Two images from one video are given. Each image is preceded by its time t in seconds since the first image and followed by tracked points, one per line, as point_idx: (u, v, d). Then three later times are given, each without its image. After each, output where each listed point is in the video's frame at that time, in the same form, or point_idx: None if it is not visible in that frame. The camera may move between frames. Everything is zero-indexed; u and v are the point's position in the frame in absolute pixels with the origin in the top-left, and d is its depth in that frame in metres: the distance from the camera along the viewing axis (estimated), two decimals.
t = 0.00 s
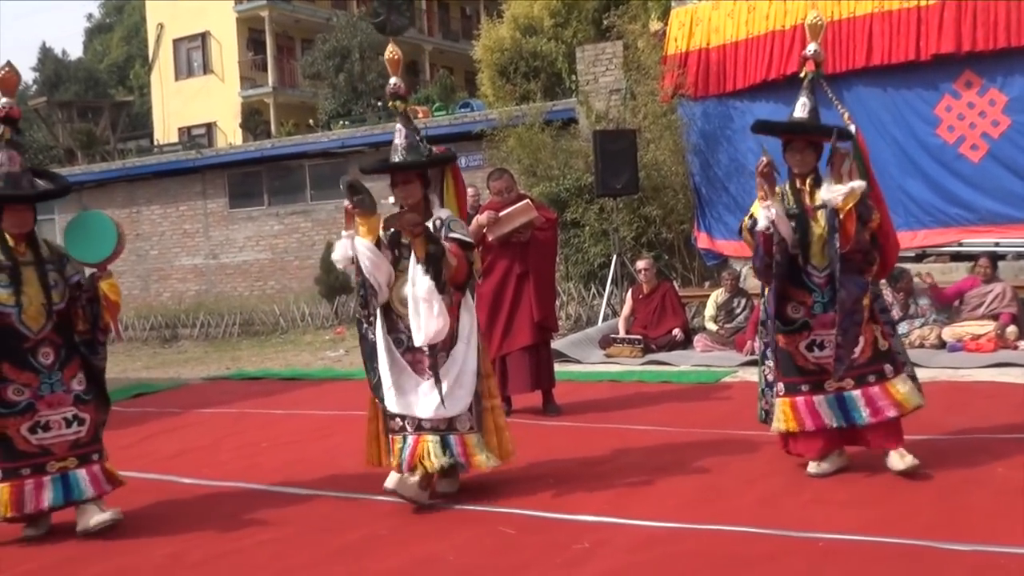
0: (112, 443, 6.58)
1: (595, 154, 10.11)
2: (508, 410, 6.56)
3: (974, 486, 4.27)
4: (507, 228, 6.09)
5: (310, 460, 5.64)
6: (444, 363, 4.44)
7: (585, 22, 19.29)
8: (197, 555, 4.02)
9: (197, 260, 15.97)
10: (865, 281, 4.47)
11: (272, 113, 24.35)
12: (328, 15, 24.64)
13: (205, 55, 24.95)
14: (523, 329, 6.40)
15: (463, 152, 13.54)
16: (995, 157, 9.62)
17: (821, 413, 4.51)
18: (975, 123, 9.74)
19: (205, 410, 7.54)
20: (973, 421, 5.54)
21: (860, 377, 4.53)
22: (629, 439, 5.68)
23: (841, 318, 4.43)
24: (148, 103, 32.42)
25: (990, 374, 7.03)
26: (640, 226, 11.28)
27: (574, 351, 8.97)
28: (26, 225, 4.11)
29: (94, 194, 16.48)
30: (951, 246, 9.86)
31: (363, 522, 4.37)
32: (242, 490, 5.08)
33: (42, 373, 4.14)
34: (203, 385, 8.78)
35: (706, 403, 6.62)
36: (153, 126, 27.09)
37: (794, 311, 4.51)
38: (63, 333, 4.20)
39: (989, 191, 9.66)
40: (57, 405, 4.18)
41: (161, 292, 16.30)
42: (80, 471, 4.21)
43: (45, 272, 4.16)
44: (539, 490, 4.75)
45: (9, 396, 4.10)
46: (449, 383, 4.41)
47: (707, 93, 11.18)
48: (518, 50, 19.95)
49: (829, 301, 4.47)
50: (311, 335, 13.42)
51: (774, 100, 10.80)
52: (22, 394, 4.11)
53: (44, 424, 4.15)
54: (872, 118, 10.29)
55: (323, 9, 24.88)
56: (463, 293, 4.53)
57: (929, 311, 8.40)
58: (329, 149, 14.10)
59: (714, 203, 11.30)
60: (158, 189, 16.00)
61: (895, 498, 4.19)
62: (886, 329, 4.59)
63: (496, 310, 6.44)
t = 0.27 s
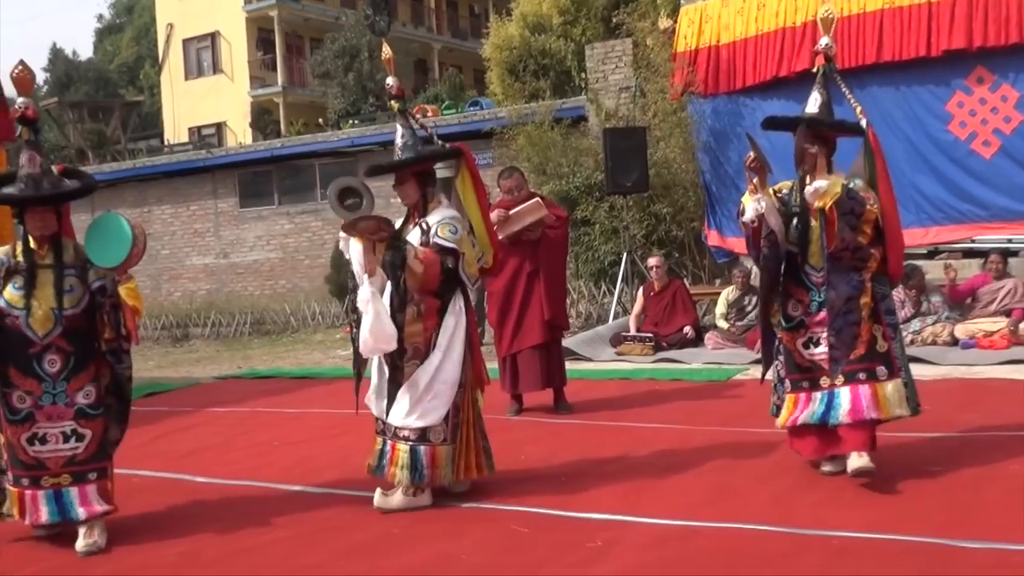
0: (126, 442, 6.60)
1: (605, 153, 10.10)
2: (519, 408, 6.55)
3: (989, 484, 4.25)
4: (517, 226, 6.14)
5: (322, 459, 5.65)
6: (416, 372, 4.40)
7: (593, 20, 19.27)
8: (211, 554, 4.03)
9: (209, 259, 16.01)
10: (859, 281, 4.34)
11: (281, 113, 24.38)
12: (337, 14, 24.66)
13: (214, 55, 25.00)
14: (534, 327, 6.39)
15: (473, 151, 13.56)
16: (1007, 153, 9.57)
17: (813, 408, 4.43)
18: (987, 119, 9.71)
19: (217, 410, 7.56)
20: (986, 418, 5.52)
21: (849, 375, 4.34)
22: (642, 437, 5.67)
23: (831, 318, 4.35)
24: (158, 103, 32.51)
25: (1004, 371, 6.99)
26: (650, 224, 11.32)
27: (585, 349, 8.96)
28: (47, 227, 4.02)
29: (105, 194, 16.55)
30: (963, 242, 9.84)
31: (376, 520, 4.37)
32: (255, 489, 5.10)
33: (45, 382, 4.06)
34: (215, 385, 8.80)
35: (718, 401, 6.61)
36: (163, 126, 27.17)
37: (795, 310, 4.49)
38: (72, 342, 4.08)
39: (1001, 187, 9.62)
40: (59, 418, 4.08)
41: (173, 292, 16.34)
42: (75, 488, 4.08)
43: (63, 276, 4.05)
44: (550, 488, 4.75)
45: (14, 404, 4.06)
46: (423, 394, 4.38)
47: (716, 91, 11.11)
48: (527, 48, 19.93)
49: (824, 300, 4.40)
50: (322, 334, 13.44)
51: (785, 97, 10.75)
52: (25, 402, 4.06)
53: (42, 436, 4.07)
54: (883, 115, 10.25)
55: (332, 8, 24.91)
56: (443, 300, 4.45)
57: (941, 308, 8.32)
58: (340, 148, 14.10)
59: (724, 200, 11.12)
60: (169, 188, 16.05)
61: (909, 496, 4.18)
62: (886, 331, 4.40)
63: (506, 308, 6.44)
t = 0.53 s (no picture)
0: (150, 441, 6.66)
1: (624, 152, 10.07)
2: (541, 408, 6.55)
3: (1016, 484, 4.21)
4: (538, 225, 6.10)
5: (344, 459, 5.67)
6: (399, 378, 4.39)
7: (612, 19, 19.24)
8: (235, 555, 4.04)
9: (230, 259, 16.09)
10: (851, 294, 4.29)
11: (300, 114, 24.46)
12: (355, 15, 24.72)
13: (234, 57, 25.12)
14: (555, 327, 6.38)
15: (492, 151, 13.57)
16: None
17: (807, 415, 4.39)
18: (1010, 115, 9.60)
19: (240, 409, 7.60)
20: (1013, 418, 5.47)
21: (842, 387, 4.31)
22: (663, 437, 5.66)
23: (820, 332, 4.35)
24: (179, 105, 32.71)
25: None
26: (670, 223, 11.27)
27: (605, 349, 8.95)
28: (74, 221, 4.02)
29: (127, 195, 16.68)
30: (986, 241, 9.76)
31: (398, 520, 4.39)
32: (278, 489, 5.12)
33: (61, 381, 3.99)
34: (237, 385, 8.85)
35: (740, 400, 6.58)
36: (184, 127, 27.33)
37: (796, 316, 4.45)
38: (92, 341, 4.01)
39: None
40: (72, 419, 3.99)
41: (194, 292, 16.43)
42: (84, 491, 3.98)
43: (87, 272, 4.03)
44: (572, 488, 4.74)
45: (33, 400, 4.03)
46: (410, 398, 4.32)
47: (736, 89, 11.10)
48: (545, 47, 19.92)
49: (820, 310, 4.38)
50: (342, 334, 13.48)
51: (806, 94, 10.69)
52: (43, 399, 4.01)
53: (55, 436, 4.00)
54: (905, 113, 10.18)
55: (351, 9, 24.98)
56: (423, 300, 4.36)
57: (965, 307, 8.26)
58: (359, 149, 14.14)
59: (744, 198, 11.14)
60: (190, 190, 16.15)
61: (935, 497, 4.14)
62: (886, 342, 4.40)
63: (527, 308, 6.44)
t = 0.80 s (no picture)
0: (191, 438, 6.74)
1: (659, 149, 10.03)
2: (577, 406, 6.54)
3: None
4: (572, 223, 6.12)
5: (382, 456, 5.70)
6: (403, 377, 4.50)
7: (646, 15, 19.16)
8: (274, 551, 4.08)
9: (266, 258, 16.22)
10: (849, 298, 4.25)
11: (335, 113, 24.60)
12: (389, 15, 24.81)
13: (269, 57, 25.32)
14: (591, 324, 6.38)
15: (526, 149, 13.59)
16: None
17: (826, 416, 4.35)
18: None
19: (278, 407, 7.67)
20: None
21: (851, 389, 4.28)
22: (701, 435, 5.63)
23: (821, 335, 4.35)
24: (215, 106, 33.03)
25: None
26: (705, 220, 11.09)
27: (642, 346, 8.92)
28: (103, 224, 4.05)
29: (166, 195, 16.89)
30: None
31: (436, 518, 4.41)
32: (316, 486, 5.16)
33: (87, 379, 4.00)
34: (275, 382, 8.93)
35: (778, 398, 6.53)
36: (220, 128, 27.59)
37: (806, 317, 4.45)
38: (118, 342, 4.01)
39: None
40: (96, 418, 3.99)
41: (231, 291, 16.59)
42: (101, 490, 3.99)
43: (113, 270, 4.04)
44: (610, 486, 4.73)
45: (63, 395, 4.07)
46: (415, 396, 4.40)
47: (772, 85, 11.10)
48: (579, 45, 19.87)
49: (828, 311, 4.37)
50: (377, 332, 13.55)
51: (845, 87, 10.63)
52: (71, 395, 4.04)
53: (78, 431, 3.99)
54: (945, 108, 10.04)
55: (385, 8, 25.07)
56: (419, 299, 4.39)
57: (1008, 304, 8.14)
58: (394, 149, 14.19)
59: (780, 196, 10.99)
60: (227, 189, 16.31)
61: (979, 496, 4.08)
62: (903, 345, 4.26)
63: (563, 305, 6.44)
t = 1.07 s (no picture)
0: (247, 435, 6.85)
1: (712, 146, 9.95)
2: (630, 404, 6.53)
3: None
4: (626, 221, 6.11)
5: (435, 453, 5.73)
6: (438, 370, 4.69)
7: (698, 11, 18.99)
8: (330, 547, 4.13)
9: (320, 257, 16.38)
10: (871, 300, 4.27)
11: (387, 113, 24.77)
12: (441, 14, 24.91)
13: (323, 58, 25.59)
14: (644, 323, 6.34)
15: (578, 147, 13.55)
16: None
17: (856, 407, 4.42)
18: None
19: (332, 404, 7.74)
20: None
21: (888, 386, 4.30)
22: (756, 435, 5.57)
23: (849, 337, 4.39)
24: (270, 106, 33.47)
25: None
26: (759, 218, 10.94)
27: (695, 345, 8.84)
28: (126, 228, 4.13)
29: (222, 195, 17.17)
30: None
31: (489, 516, 4.42)
32: (370, 482, 5.21)
33: (123, 385, 4.08)
34: (329, 380, 9.02)
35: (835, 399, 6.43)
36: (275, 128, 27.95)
37: (840, 315, 4.53)
38: (149, 346, 4.08)
39: None
40: (132, 422, 4.07)
41: (286, 289, 16.80)
42: (136, 494, 4.02)
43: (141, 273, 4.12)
44: (663, 486, 4.71)
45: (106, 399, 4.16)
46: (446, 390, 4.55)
47: (828, 81, 11.08)
48: (630, 42, 19.76)
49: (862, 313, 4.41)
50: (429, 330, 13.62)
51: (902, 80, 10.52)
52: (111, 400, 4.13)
53: (116, 437, 4.07)
54: (1008, 103, 9.84)
55: (437, 8, 25.17)
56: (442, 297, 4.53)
57: None
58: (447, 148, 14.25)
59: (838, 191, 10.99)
60: (281, 189, 16.52)
61: None
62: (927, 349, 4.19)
63: (617, 303, 6.42)
